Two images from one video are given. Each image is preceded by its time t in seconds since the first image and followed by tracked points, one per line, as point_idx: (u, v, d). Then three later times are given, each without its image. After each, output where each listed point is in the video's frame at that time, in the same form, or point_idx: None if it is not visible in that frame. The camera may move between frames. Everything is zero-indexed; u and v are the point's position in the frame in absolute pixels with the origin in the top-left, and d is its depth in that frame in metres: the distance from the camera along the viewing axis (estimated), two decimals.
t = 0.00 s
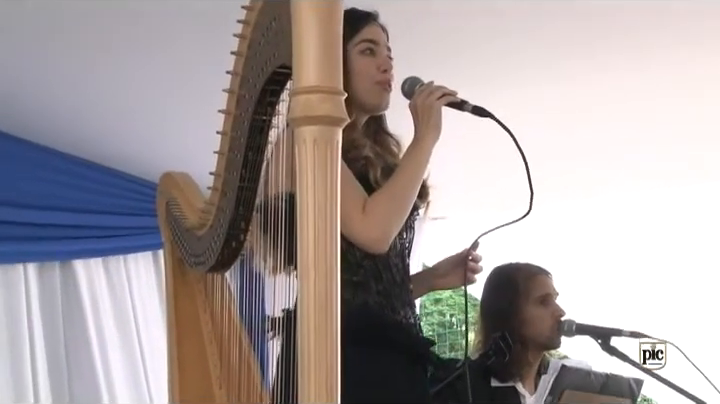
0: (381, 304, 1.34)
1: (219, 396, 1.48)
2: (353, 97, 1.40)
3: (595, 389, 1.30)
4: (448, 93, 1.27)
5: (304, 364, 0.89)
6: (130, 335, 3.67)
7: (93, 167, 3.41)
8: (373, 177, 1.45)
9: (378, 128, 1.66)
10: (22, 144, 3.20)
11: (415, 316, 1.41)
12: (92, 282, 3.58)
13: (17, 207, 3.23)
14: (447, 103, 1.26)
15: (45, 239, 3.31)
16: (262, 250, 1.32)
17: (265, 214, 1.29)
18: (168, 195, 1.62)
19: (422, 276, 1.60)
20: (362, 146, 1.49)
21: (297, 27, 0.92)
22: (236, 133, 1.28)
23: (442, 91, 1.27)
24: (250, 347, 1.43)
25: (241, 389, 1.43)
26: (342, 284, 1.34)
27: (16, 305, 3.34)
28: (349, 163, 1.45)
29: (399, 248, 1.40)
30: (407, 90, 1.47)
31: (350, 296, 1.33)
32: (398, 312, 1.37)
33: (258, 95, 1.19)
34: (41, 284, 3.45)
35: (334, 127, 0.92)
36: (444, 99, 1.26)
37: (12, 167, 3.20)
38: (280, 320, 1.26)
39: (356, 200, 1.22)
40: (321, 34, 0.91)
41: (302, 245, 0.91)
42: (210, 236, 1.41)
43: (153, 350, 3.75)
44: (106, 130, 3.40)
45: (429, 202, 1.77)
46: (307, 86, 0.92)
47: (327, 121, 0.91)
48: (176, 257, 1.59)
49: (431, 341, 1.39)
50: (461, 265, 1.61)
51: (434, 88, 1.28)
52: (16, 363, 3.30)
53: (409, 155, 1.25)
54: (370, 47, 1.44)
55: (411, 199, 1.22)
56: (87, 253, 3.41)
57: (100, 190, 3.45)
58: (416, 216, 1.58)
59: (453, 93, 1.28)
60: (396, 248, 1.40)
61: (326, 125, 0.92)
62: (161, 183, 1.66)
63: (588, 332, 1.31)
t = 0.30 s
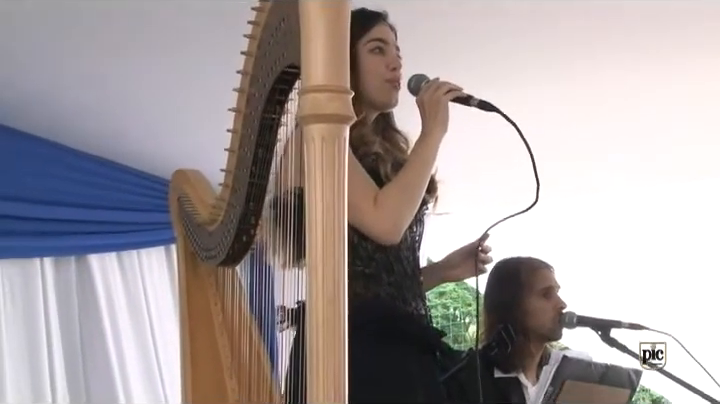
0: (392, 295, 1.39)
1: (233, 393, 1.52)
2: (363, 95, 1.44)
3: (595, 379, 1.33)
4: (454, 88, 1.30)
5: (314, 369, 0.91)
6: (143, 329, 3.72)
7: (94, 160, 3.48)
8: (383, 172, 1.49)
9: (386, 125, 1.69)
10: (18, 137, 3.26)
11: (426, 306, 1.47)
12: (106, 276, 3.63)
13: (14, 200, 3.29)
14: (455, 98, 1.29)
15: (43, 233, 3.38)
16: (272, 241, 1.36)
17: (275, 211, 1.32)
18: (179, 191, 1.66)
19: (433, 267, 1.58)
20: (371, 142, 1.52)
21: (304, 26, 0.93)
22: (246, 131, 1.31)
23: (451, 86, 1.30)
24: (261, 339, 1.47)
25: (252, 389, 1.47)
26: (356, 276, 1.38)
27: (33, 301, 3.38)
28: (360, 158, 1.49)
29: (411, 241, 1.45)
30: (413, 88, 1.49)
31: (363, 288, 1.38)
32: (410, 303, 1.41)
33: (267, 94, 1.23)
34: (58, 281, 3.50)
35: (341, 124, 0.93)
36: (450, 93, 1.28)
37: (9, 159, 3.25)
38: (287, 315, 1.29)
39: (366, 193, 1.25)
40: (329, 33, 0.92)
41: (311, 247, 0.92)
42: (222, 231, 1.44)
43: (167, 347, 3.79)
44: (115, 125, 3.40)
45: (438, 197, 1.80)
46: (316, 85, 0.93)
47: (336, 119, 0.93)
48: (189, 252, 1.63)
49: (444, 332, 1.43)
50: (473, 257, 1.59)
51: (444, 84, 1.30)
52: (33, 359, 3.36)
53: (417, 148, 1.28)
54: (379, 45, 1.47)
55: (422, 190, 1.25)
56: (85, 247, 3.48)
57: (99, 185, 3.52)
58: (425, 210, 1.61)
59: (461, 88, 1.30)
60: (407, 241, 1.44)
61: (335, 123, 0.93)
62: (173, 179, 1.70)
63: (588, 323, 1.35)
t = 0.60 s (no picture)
0: (406, 289, 1.37)
1: (246, 388, 1.55)
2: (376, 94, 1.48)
3: (597, 373, 1.38)
4: (465, 86, 1.31)
5: (322, 367, 0.94)
6: (157, 322, 3.77)
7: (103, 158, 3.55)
8: (396, 169, 1.45)
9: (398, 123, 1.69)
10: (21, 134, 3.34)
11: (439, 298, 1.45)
12: (122, 274, 3.70)
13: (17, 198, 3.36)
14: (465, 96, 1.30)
15: (44, 231, 3.44)
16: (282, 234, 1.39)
17: (284, 208, 1.37)
18: (193, 189, 1.70)
19: (442, 263, 1.55)
20: (385, 138, 1.49)
21: (314, 25, 0.96)
22: (257, 130, 1.35)
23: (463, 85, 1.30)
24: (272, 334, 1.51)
25: (263, 386, 1.50)
26: (368, 268, 1.36)
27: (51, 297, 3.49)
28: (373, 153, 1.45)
29: (423, 236, 1.42)
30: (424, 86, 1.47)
31: (377, 280, 1.35)
32: (423, 298, 1.39)
33: (277, 95, 1.26)
34: (74, 276, 3.60)
35: (348, 124, 0.97)
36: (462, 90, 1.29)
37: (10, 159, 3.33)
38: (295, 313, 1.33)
39: (381, 184, 1.27)
40: (336, 35, 0.95)
41: (320, 246, 0.96)
42: (233, 228, 1.49)
43: (182, 346, 3.84)
44: (133, 126, 3.44)
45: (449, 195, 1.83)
46: (324, 84, 0.96)
47: (343, 118, 0.96)
48: (202, 249, 1.67)
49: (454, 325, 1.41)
50: (486, 252, 1.56)
51: (456, 82, 1.31)
52: (52, 354, 3.46)
53: (429, 142, 1.30)
54: (392, 45, 1.50)
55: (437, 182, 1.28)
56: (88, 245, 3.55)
57: (106, 183, 3.58)
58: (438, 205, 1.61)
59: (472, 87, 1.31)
60: (420, 236, 1.42)
61: (343, 122, 0.97)
62: (187, 178, 1.75)
63: (590, 317, 1.39)
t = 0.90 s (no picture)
0: (424, 281, 1.38)
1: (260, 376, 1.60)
2: (394, 90, 1.48)
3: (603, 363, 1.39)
4: (484, 82, 1.35)
5: (336, 363, 0.90)
6: (175, 315, 3.82)
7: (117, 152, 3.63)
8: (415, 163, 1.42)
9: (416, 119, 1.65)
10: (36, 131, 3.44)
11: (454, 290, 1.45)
12: (141, 265, 3.76)
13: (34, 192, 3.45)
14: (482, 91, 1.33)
15: (62, 223, 3.52)
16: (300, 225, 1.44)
17: (299, 203, 1.41)
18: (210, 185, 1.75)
19: (457, 256, 1.52)
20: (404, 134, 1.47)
21: (326, 25, 0.93)
22: (272, 127, 1.38)
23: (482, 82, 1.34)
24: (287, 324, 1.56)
25: (278, 376, 1.54)
26: (390, 260, 1.37)
27: (73, 293, 3.58)
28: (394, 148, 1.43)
29: (440, 229, 1.42)
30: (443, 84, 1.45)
31: (398, 273, 1.37)
32: (440, 290, 1.40)
33: (291, 93, 1.28)
34: (97, 263, 3.68)
35: (361, 121, 0.94)
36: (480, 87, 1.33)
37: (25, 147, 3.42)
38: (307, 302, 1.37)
39: (402, 176, 1.27)
40: (348, 29, 0.93)
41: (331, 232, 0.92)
42: (248, 222, 1.53)
43: (201, 345, 3.88)
44: (148, 119, 3.56)
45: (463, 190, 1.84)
46: (338, 82, 0.93)
47: (355, 116, 0.93)
48: (218, 242, 1.72)
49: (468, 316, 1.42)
50: (500, 247, 1.54)
51: (476, 78, 1.35)
52: (73, 345, 3.53)
53: (450, 135, 1.31)
54: (411, 43, 1.52)
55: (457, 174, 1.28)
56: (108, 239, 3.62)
57: (120, 177, 3.66)
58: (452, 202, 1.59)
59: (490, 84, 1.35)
60: (438, 230, 1.42)
61: (355, 120, 0.93)
62: (204, 174, 1.79)
63: (596, 309, 1.43)
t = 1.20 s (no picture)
0: (442, 274, 1.37)
1: (273, 363, 1.65)
2: (410, 87, 1.47)
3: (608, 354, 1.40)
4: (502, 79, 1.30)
5: (346, 365, 0.88)
6: (191, 306, 4.02)
7: (132, 149, 3.82)
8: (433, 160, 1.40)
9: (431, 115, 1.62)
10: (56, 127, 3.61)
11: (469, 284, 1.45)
12: (157, 260, 3.95)
13: (54, 188, 3.60)
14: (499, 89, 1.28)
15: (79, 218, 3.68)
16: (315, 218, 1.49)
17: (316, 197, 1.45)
18: (225, 180, 1.79)
19: (468, 251, 1.55)
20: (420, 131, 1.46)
21: (338, 22, 0.91)
22: (285, 124, 1.40)
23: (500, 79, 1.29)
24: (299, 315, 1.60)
25: (292, 366, 1.59)
26: (407, 254, 1.35)
27: (93, 294, 3.73)
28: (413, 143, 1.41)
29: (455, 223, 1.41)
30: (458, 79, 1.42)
31: (415, 266, 1.35)
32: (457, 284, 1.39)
33: (304, 90, 1.31)
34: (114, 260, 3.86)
35: (372, 118, 0.91)
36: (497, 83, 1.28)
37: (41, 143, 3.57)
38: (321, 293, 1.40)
39: (421, 172, 1.21)
40: (359, 22, 0.90)
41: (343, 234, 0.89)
42: (262, 216, 1.57)
43: (216, 338, 4.09)
44: (160, 117, 3.66)
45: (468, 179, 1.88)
46: (349, 81, 0.91)
47: (364, 112, 0.91)
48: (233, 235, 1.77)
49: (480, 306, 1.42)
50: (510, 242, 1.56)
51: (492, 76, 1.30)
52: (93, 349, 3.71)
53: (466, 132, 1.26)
54: (428, 40, 1.50)
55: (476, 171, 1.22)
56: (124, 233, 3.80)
57: (135, 172, 3.84)
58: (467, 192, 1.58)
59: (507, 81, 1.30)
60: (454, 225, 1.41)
61: (364, 117, 0.91)
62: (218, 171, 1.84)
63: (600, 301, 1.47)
